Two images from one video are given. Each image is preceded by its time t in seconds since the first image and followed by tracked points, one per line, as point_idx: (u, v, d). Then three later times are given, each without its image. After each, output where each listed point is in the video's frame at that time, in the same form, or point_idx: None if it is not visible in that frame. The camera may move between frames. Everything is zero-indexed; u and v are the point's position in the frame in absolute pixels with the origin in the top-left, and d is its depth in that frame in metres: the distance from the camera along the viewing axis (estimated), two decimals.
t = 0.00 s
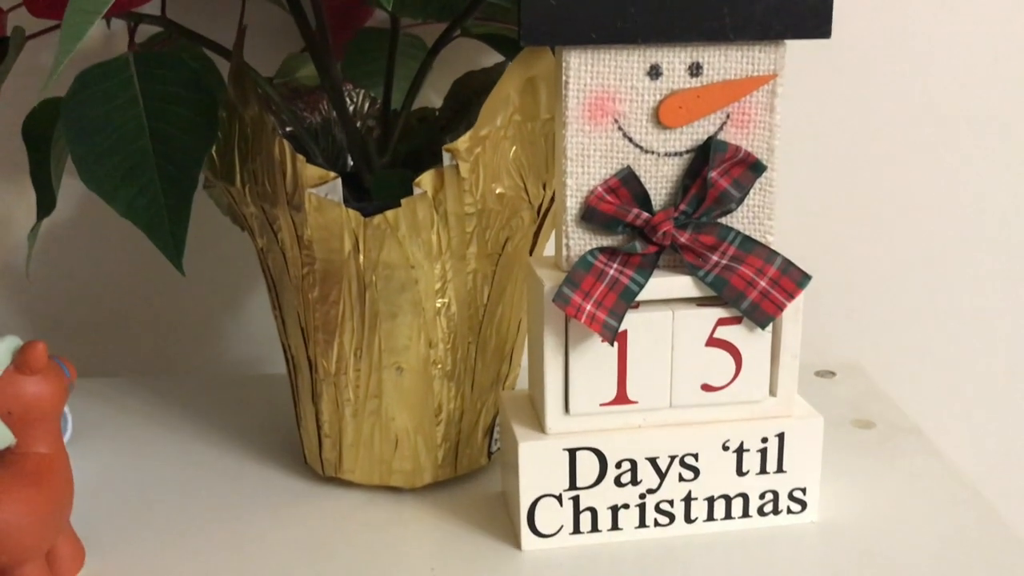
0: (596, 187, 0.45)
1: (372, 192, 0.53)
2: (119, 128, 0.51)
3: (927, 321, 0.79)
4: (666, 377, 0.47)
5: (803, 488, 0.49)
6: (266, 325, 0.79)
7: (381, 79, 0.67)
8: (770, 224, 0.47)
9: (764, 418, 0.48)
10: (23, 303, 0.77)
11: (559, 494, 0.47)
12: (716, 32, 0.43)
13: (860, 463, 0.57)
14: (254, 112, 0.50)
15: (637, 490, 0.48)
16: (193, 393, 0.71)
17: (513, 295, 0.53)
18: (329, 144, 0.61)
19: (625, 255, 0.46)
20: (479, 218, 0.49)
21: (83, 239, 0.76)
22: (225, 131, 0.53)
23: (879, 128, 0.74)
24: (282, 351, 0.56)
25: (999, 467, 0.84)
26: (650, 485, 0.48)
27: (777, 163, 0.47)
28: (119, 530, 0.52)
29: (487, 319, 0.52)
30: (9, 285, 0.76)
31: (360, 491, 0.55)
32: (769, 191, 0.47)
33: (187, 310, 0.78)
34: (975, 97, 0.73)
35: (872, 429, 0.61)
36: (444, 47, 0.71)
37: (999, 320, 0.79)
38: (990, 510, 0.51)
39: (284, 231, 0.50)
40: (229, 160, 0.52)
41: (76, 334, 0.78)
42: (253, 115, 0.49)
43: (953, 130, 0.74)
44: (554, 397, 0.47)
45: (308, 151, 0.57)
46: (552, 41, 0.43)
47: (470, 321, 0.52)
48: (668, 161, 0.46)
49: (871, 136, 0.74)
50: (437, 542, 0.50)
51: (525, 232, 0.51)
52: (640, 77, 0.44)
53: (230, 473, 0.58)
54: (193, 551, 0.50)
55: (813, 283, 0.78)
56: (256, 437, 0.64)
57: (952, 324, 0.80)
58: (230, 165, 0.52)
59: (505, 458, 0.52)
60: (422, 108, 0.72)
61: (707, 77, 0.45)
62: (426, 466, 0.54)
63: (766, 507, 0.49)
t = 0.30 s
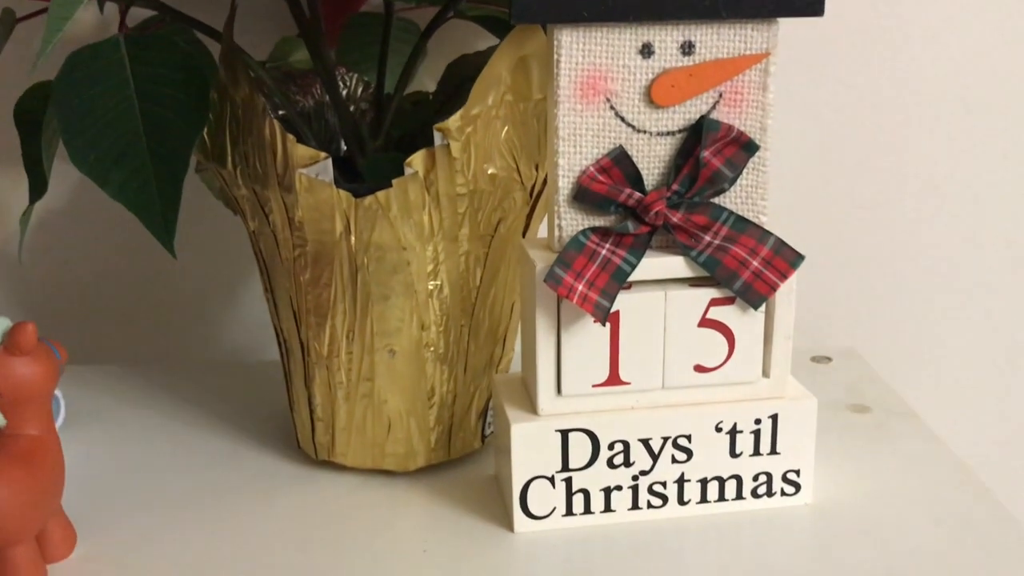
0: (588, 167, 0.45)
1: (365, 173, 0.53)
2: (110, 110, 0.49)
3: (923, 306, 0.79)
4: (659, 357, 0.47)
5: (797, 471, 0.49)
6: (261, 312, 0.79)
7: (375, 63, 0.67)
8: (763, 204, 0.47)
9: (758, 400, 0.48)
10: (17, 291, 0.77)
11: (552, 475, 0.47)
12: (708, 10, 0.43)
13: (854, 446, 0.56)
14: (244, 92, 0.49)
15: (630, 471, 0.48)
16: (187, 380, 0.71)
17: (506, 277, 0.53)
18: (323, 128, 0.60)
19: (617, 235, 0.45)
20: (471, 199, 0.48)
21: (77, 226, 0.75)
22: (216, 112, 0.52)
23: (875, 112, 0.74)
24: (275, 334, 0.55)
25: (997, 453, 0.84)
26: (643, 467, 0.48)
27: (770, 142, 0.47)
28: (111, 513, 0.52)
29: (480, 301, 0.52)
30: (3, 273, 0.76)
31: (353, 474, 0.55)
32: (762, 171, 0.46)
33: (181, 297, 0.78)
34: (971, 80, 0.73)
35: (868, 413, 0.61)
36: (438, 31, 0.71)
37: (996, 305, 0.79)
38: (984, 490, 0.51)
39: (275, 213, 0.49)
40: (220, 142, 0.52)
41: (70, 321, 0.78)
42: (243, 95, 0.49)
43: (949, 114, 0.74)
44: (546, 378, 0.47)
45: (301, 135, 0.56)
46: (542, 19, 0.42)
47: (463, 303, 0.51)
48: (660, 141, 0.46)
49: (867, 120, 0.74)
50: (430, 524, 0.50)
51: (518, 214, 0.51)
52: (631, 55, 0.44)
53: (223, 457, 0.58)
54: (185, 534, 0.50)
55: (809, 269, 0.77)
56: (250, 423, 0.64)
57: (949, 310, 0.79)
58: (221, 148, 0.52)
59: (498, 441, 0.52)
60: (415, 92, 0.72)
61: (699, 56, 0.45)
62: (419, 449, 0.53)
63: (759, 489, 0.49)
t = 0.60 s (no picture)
0: (584, 149, 0.44)
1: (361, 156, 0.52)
2: (104, 91, 0.48)
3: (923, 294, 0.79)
4: (657, 341, 0.46)
5: (796, 456, 0.49)
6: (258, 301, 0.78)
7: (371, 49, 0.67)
8: (762, 187, 0.47)
9: (757, 384, 0.48)
10: (13, 279, 0.76)
11: (549, 461, 0.47)
12: None
13: (854, 432, 0.56)
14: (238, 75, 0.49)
15: (629, 457, 0.47)
16: (184, 368, 0.71)
17: (503, 262, 0.52)
18: (318, 114, 0.60)
19: (614, 217, 0.45)
20: (467, 183, 0.48)
21: (73, 214, 0.75)
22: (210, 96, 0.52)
23: (875, 98, 0.73)
24: (271, 320, 0.55)
25: (998, 442, 0.84)
26: (642, 452, 0.47)
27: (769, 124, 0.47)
28: (107, 500, 0.52)
29: (477, 286, 0.52)
30: None
31: (349, 461, 0.54)
32: (760, 153, 0.46)
33: (179, 285, 0.78)
34: (972, 66, 0.73)
35: (869, 400, 0.60)
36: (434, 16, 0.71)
37: (997, 293, 0.79)
38: (985, 477, 0.50)
39: (270, 197, 0.49)
40: (214, 126, 0.51)
41: (66, 310, 0.78)
42: (237, 78, 0.48)
43: (950, 99, 0.73)
44: (543, 362, 0.46)
45: (296, 120, 0.56)
46: None
47: (460, 288, 0.51)
48: (658, 123, 0.46)
49: (867, 105, 0.73)
50: (427, 510, 0.49)
51: (514, 198, 0.51)
52: (628, 36, 0.44)
53: (219, 445, 0.58)
54: (179, 521, 0.49)
55: (808, 256, 0.77)
56: (246, 411, 0.63)
57: (949, 297, 0.79)
58: (216, 132, 0.51)
59: (495, 428, 0.52)
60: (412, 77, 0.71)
61: (697, 36, 0.44)
62: (416, 436, 0.53)
63: (758, 475, 0.49)
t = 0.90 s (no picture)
0: (580, 139, 0.44)
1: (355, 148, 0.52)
2: (97, 81, 0.47)
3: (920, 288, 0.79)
4: (652, 333, 0.46)
5: (792, 448, 0.48)
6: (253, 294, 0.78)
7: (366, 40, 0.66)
8: (758, 177, 0.46)
9: (754, 376, 0.48)
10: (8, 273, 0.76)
11: (544, 454, 0.47)
12: None
13: (851, 425, 0.56)
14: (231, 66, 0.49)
15: (624, 449, 0.47)
16: (179, 362, 0.70)
17: (498, 254, 0.52)
18: (313, 106, 0.59)
19: (609, 208, 0.45)
20: (461, 173, 0.48)
21: (68, 207, 0.74)
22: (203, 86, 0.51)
23: (873, 92, 0.73)
24: (264, 313, 0.55)
25: (996, 436, 0.83)
26: (637, 445, 0.47)
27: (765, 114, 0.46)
28: (100, 494, 0.51)
29: (472, 278, 0.51)
30: None
31: (344, 454, 0.54)
32: (756, 143, 0.46)
33: (174, 279, 0.77)
34: (970, 59, 0.72)
35: (866, 393, 0.60)
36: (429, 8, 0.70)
37: (995, 287, 0.79)
38: (982, 469, 0.50)
39: (263, 189, 0.49)
40: (207, 118, 0.51)
41: (61, 304, 0.78)
42: (230, 68, 0.48)
43: (948, 93, 0.73)
44: (538, 354, 0.46)
45: (290, 111, 0.55)
46: None
47: (454, 281, 0.51)
48: (653, 113, 0.45)
49: (865, 98, 0.73)
50: (421, 503, 0.49)
51: (509, 190, 0.51)
52: (624, 25, 0.43)
53: (214, 438, 0.58)
54: (172, 515, 0.49)
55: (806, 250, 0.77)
56: (241, 405, 0.63)
57: (946, 291, 0.79)
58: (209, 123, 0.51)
59: (490, 421, 0.51)
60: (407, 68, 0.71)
61: (693, 25, 0.44)
62: (410, 429, 0.53)
63: (755, 468, 0.49)
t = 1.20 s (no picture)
0: (579, 136, 0.44)
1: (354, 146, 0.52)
2: (95, 78, 0.47)
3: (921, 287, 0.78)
4: (652, 330, 0.46)
5: (793, 447, 0.48)
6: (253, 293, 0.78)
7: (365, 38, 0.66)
8: (758, 175, 0.46)
9: (754, 375, 0.47)
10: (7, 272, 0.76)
11: (544, 452, 0.47)
12: None
13: (852, 424, 0.56)
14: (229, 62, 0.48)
15: (624, 448, 0.47)
16: (178, 361, 0.70)
17: (497, 252, 0.52)
18: (312, 104, 0.59)
19: (609, 206, 0.44)
20: (460, 170, 0.47)
21: (68, 206, 0.74)
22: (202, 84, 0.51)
23: (873, 90, 0.73)
24: (263, 311, 0.55)
25: (997, 434, 0.83)
26: (637, 443, 0.47)
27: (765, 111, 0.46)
28: (99, 493, 0.51)
29: (471, 276, 0.51)
30: None
31: (343, 453, 0.54)
32: (757, 140, 0.45)
33: (174, 278, 0.77)
34: (970, 59, 0.72)
35: (867, 392, 0.60)
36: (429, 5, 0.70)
37: (996, 286, 0.78)
38: (983, 468, 0.50)
39: (262, 186, 0.48)
40: (205, 115, 0.51)
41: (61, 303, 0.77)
42: (228, 64, 0.48)
43: (948, 91, 0.73)
44: (537, 353, 0.46)
45: (289, 108, 0.55)
46: None
47: (453, 279, 0.51)
48: (653, 110, 0.45)
49: (866, 97, 0.73)
50: (420, 502, 0.49)
51: (508, 186, 0.50)
52: (623, 21, 0.43)
53: (212, 437, 0.58)
54: (169, 514, 0.49)
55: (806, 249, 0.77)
56: (241, 404, 0.63)
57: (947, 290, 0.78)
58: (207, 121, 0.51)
59: (490, 419, 0.51)
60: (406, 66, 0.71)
61: (692, 22, 0.44)
62: (409, 428, 0.53)
63: (755, 466, 0.48)
